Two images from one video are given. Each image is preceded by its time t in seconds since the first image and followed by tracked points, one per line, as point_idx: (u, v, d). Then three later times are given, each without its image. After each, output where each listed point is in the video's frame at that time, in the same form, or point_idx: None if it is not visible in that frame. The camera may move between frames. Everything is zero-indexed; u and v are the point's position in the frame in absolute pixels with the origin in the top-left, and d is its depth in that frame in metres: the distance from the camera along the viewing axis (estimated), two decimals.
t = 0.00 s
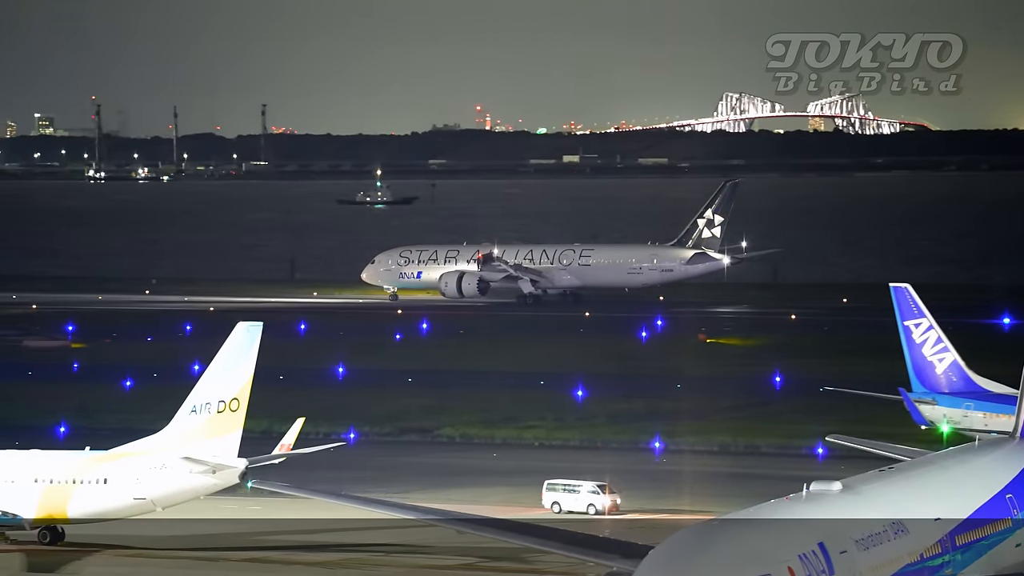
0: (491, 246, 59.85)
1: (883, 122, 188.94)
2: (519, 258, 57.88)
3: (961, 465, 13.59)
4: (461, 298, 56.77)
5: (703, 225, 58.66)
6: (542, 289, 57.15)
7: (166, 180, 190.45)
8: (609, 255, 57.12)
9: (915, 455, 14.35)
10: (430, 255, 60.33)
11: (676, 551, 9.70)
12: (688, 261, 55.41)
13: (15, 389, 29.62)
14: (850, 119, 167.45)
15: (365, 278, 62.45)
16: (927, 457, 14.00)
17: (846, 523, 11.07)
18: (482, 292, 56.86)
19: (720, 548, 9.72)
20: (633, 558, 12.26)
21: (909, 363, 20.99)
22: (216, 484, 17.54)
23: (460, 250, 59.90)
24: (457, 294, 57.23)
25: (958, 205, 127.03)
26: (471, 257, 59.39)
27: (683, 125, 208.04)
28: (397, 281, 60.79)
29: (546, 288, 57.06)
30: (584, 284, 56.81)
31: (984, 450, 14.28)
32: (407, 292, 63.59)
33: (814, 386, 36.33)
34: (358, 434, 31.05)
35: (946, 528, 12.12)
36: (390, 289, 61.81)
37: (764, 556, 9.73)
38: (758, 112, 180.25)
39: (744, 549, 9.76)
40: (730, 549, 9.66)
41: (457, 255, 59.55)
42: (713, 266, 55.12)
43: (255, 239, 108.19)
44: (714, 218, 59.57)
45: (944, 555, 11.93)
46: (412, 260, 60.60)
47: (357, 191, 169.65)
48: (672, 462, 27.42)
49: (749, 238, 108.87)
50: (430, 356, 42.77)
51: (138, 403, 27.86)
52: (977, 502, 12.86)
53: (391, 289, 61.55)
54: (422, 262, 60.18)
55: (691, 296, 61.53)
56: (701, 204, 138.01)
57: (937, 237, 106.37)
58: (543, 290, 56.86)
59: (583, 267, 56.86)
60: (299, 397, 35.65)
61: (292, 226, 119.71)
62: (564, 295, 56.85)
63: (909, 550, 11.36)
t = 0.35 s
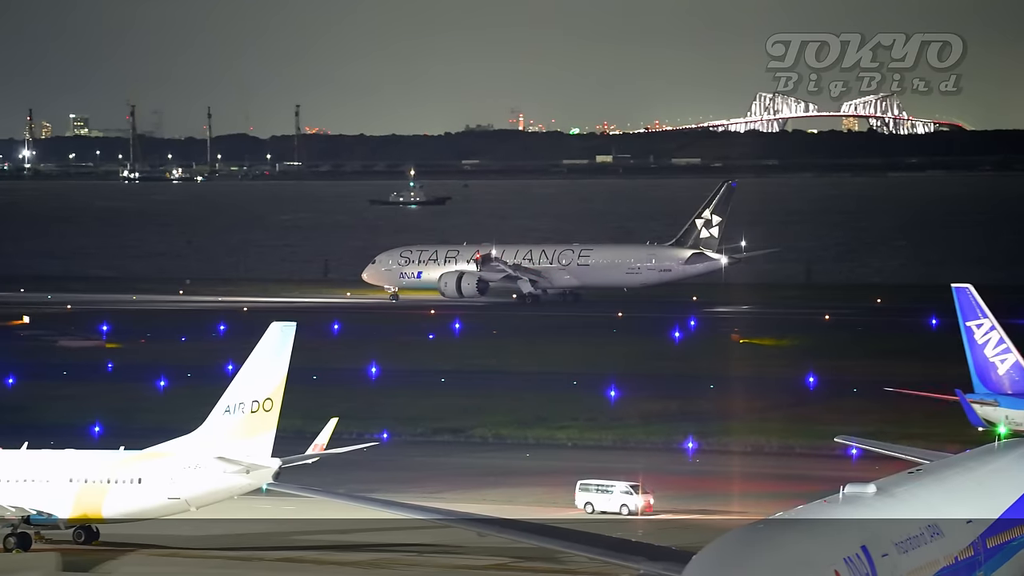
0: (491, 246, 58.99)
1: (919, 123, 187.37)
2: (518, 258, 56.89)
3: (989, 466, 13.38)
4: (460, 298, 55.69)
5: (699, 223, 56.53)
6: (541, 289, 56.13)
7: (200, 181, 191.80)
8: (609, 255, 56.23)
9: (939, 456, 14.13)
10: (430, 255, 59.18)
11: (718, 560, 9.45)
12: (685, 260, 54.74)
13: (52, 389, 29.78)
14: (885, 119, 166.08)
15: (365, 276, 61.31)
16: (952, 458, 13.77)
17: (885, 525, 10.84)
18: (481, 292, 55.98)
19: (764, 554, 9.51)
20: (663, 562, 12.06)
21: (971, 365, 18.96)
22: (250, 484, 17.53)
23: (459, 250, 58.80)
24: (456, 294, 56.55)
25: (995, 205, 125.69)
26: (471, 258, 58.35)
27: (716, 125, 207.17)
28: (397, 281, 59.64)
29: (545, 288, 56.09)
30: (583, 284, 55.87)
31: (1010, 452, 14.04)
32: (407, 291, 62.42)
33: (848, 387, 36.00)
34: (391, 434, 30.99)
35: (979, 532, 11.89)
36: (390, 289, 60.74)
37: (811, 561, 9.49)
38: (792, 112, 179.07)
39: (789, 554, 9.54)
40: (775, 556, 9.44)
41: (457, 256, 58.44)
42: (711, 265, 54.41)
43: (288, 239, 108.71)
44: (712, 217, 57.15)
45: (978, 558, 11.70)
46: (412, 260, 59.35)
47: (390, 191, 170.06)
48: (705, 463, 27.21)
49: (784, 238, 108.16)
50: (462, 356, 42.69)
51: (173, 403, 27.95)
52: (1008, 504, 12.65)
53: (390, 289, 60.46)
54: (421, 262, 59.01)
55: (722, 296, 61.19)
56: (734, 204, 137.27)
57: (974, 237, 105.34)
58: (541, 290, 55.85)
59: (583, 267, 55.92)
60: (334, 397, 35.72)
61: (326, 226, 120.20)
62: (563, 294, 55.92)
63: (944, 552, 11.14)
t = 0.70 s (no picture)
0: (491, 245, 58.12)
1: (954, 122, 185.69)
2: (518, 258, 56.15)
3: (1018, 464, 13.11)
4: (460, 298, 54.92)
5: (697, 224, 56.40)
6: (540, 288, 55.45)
7: (234, 181, 192.86)
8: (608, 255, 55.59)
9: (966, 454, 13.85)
10: (431, 255, 58.31)
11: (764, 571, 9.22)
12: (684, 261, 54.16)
13: (86, 389, 29.93)
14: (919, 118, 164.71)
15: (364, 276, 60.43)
16: (980, 457, 13.50)
17: (924, 527, 10.59)
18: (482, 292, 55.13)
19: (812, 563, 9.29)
20: (690, 565, 11.79)
21: None
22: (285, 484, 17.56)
23: (460, 250, 58.01)
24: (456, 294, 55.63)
25: None
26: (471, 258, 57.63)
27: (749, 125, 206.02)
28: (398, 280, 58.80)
29: (546, 288, 55.42)
30: (585, 284, 55.16)
31: None
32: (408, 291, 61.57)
33: (883, 387, 35.65)
34: (424, 434, 30.94)
35: (1014, 534, 11.63)
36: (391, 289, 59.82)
37: (858, 566, 9.37)
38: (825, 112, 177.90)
39: (836, 560, 9.38)
40: (822, 560, 9.29)
41: (457, 256, 57.59)
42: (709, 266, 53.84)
43: (321, 239, 108.96)
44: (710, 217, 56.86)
45: (1011, 561, 11.47)
46: (413, 260, 58.45)
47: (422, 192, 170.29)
48: (739, 463, 27.00)
49: (818, 239, 107.41)
50: (494, 356, 42.58)
51: (205, 403, 27.98)
52: None
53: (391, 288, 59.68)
54: (422, 262, 58.13)
55: (754, 296, 60.84)
56: (767, 204, 136.49)
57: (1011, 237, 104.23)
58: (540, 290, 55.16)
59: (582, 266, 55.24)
60: (367, 397, 35.73)
61: (359, 226, 120.49)
62: (564, 295, 55.25)
63: (980, 555, 10.90)
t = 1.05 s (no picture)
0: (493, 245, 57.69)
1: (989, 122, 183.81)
2: (518, 258, 55.65)
3: None
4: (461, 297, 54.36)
5: (696, 223, 54.74)
6: (541, 289, 54.78)
7: (266, 182, 193.63)
8: (608, 255, 55.10)
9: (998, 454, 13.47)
10: (432, 255, 57.98)
11: None
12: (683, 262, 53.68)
13: (120, 389, 30.07)
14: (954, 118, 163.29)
15: (366, 276, 60.14)
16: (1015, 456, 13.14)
17: (967, 530, 10.34)
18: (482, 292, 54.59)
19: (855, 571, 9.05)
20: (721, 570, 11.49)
21: None
22: (318, 484, 17.59)
23: (461, 250, 57.59)
24: (457, 295, 55.11)
25: None
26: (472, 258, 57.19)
27: (781, 125, 204.90)
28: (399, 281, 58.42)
29: (546, 289, 54.82)
30: (584, 284, 54.65)
31: None
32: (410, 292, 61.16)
33: (917, 387, 35.35)
34: (457, 434, 30.90)
35: None
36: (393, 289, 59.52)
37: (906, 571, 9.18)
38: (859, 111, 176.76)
39: (884, 564, 9.20)
40: (868, 564, 9.14)
41: (458, 256, 57.19)
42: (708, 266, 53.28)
43: (354, 240, 109.26)
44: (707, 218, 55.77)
45: None
46: (414, 260, 58.11)
47: (454, 193, 170.30)
48: (772, 464, 26.75)
49: (855, 239, 106.54)
50: (526, 357, 42.47)
51: (237, 404, 28.03)
52: None
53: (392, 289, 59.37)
54: (423, 263, 57.81)
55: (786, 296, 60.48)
56: (801, 205, 135.56)
57: None
58: (541, 291, 54.45)
59: (582, 267, 54.75)
60: (399, 396, 35.79)
61: (391, 227, 120.71)
62: (564, 295, 54.62)
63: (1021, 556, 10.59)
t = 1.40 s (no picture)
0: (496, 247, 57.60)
1: None
2: (520, 259, 55.44)
3: None
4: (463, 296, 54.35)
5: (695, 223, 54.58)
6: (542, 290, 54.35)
7: (299, 183, 194.52)
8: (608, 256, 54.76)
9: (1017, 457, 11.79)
10: (434, 256, 58.05)
11: None
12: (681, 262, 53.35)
13: (154, 390, 30.21)
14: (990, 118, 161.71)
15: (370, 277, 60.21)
16: None
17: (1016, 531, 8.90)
18: (483, 293, 54.59)
19: None
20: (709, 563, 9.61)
21: None
22: (349, 485, 17.54)
23: (464, 251, 57.56)
24: (458, 295, 55.10)
25: None
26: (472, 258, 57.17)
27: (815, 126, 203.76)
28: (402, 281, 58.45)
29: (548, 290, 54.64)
30: (585, 285, 54.34)
31: None
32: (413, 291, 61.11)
33: (952, 388, 34.86)
34: (489, 435, 30.82)
35: None
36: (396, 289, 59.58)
37: None
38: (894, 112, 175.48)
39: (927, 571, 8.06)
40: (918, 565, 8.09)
41: (459, 257, 57.18)
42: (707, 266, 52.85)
43: (386, 241, 109.42)
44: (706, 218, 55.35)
45: None
46: (417, 261, 58.16)
47: (485, 194, 170.31)
48: (805, 465, 26.40)
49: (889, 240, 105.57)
50: (558, 358, 42.34)
51: (269, 405, 28.04)
52: None
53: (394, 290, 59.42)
54: (425, 263, 57.79)
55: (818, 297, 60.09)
56: (834, 206, 134.61)
57: None
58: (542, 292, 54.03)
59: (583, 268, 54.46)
60: (431, 396, 35.85)
61: (423, 228, 120.76)
62: (565, 296, 54.30)
63: None
